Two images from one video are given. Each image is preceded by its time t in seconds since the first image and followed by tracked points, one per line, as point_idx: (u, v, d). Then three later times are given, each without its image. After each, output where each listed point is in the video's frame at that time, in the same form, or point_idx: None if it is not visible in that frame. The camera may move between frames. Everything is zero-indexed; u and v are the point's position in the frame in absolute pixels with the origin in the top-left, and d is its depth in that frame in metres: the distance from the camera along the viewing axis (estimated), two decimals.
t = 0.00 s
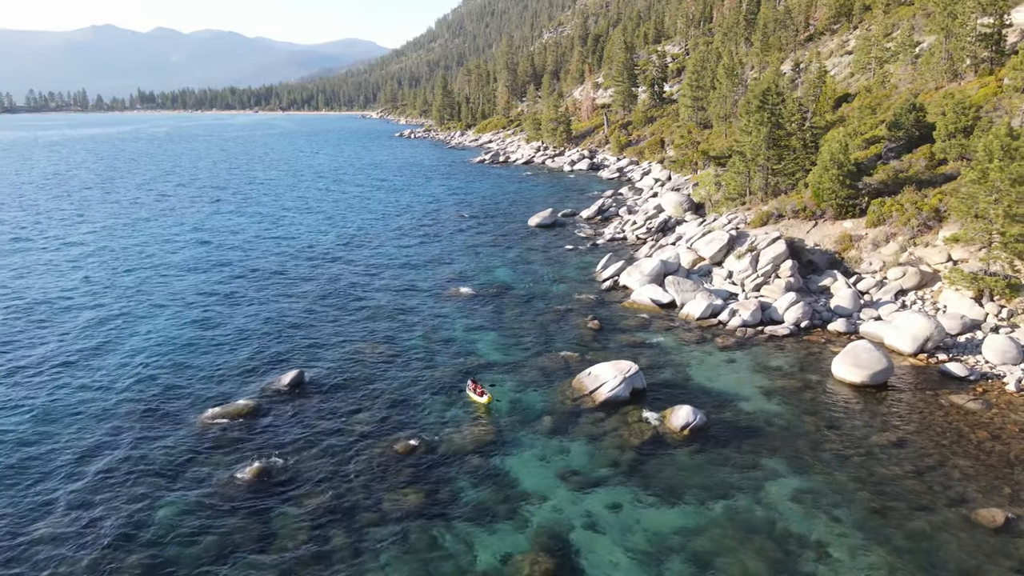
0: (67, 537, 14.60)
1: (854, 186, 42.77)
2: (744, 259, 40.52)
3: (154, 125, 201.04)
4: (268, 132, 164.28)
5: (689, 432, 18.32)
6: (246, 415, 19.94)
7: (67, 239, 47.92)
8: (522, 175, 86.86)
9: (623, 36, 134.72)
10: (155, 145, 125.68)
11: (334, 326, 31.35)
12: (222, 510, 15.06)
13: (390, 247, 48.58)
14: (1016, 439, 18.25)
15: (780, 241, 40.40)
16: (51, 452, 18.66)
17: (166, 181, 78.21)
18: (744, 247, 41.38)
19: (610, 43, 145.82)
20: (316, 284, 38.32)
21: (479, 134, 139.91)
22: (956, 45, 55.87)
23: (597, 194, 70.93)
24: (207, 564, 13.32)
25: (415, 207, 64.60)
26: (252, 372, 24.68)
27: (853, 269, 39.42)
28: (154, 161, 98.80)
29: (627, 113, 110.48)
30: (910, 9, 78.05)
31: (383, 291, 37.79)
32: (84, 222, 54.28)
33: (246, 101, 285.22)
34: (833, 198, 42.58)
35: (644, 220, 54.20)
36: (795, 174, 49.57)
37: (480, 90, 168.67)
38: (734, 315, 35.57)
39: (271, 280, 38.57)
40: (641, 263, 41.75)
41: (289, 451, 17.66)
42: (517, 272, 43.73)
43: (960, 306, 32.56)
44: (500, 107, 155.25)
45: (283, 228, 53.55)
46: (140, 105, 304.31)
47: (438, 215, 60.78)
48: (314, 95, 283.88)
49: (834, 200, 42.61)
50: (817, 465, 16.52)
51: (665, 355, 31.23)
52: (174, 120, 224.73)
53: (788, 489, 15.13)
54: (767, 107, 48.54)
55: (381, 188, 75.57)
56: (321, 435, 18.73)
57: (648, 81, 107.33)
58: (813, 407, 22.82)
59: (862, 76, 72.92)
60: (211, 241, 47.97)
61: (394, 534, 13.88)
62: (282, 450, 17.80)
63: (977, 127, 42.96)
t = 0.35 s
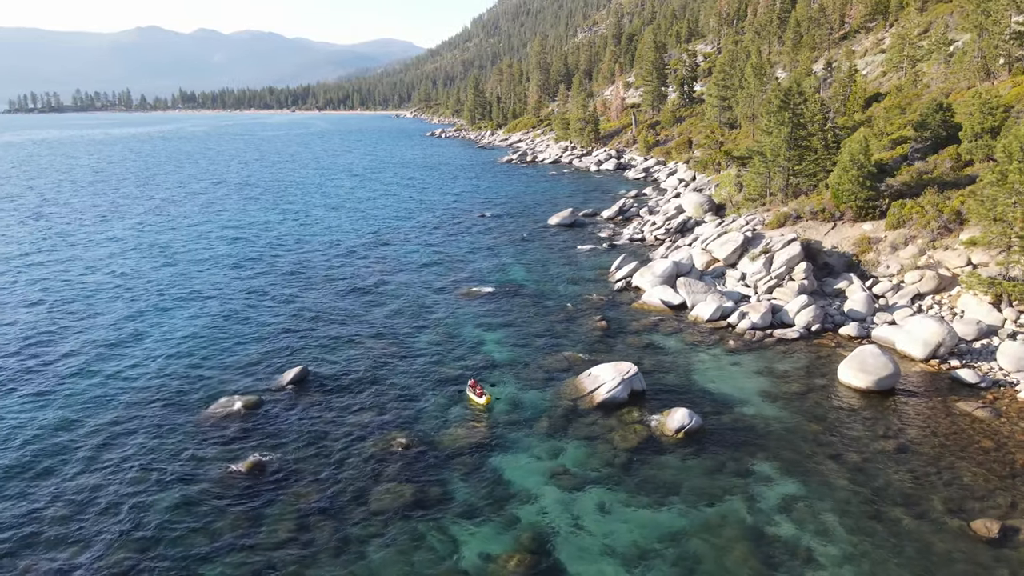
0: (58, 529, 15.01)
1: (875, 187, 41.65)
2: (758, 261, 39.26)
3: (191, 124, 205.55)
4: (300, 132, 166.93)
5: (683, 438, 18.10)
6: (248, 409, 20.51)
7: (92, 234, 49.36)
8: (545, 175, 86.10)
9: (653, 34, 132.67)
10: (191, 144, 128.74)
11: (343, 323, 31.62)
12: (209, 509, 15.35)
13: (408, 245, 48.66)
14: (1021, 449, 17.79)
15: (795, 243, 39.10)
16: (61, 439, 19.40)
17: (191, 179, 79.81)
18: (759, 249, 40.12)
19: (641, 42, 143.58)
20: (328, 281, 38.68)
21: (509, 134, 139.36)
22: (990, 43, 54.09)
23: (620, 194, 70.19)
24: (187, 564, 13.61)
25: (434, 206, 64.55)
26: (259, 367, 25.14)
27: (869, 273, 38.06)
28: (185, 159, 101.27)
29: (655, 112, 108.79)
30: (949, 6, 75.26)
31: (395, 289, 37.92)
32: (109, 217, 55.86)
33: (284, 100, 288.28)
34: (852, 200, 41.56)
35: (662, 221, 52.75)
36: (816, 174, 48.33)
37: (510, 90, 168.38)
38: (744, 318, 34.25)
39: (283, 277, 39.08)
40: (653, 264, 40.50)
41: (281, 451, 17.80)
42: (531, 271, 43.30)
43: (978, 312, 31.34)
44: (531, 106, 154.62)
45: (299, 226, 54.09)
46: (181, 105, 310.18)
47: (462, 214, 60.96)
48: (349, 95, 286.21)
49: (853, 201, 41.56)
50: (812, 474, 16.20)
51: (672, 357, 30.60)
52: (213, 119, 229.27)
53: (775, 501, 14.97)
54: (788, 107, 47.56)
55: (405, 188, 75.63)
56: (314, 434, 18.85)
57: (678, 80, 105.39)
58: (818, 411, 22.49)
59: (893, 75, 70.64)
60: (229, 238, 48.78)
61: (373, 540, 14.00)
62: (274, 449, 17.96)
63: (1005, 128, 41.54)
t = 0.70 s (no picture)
0: (58, 517, 15.66)
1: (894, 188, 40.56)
2: (771, 263, 38.70)
3: (225, 123, 209.95)
4: (331, 131, 169.28)
5: (676, 442, 17.98)
6: (249, 405, 20.93)
7: (113, 229, 50.76)
8: (568, 175, 85.76)
9: (683, 32, 130.84)
10: (226, 142, 131.80)
11: (350, 319, 31.99)
12: (202, 505, 15.78)
13: (425, 244, 48.92)
14: None
15: (810, 244, 38.41)
16: (71, 429, 20.12)
17: (215, 176, 81.48)
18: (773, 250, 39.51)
19: (671, 40, 141.52)
20: (339, 278, 39.08)
21: (536, 133, 139.40)
22: None
23: (643, 194, 69.69)
24: (175, 557, 14.05)
25: (453, 206, 64.70)
26: (265, 363, 25.60)
27: (886, 276, 37.18)
28: (214, 157, 103.46)
29: (683, 112, 107.31)
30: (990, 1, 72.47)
31: (407, 287, 38.15)
32: (134, 213, 57.43)
33: (319, 100, 291.29)
34: (871, 202, 40.50)
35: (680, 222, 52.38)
36: (835, 174, 47.21)
37: (537, 90, 167.80)
38: (754, 320, 33.82)
39: (295, 274, 39.60)
40: (666, 265, 40.13)
41: (277, 449, 18.17)
42: (543, 271, 43.27)
43: (995, 318, 30.51)
44: (560, 105, 154.15)
45: (315, 223, 54.66)
46: (218, 104, 316.42)
47: (482, 213, 61.10)
48: (382, 95, 288.19)
49: (871, 203, 40.51)
50: (804, 481, 16.02)
51: (679, 358, 30.38)
52: (248, 118, 233.94)
53: (759, 507, 14.83)
54: (807, 106, 46.67)
55: (427, 187, 75.84)
56: (312, 433, 19.15)
57: (706, 78, 103.83)
58: (821, 417, 22.15)
59: (925, 74, 68.70)
60: (245, 235, 49.53)
61: (355, 539, 14.23)
62: (271, 446, 18.31)
63: None
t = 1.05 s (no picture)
0: (58, 504, 16.38)
1: (917, 190, 39.40)
2: (786, 265, 38.04)
3: (263, 121, 214.67)
4: (364, 129, 171.94)
5: (668, 447, 17.86)
6: (254, 400, 21.41)
7: (136, 224, 52.28)
8: (595, 174, 85.41)
9: (718, 29, 128.44)
10: (260, 140, 134.86)
11: (361, 317, 32.35)
12: (192, 498, 16.25)
13: (444, 242, 49.18)
14: None
15: (826, 247, 37.62)
16: (83, 419, 20.95)
17: (241, 174, 83.22)
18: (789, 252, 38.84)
19: (705, 38, 139.21)
20: (353, 276, 39.52)
21: (567, 132, 139.01)
22: None
23: (668, 194, 69.06)
24: (162, 549, 14.57)
25: (475, 205, 64.85)
26: (273, 358, 26.13)
27: (904, 279, 36.29)
28: (244, 155, 105.85)
29: (714, 111, 105.63)
30: None
31: (420, 285, 38.42)
32: (160, 209, 59.10)
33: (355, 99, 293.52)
34: (893, 204, 39.42)
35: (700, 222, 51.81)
36: (858, 175, 46.03)
37: (571, 89, 167.44)
38: (765, 322, 33.23)
39: (310, 270, 40.17)
40: (680, 266, 39.65)
41: (273, 445, 18.57)
42: (558, 270, 43.29)
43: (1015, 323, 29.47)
44: (592, 103, 153.28)
45: (334, 221, 55.31)
46: (258, 105, 322.61)
47: (502, 212, 61.18)
48: (417, 95, 290.47)
49: (893, 205, 39.43)
50: (795, 489, 15.84)
51: (686, 360, 30.10)
52: (288, 117, 238.53)
53: (745, 514, 14.78)
54: (831, 106, 45.71)
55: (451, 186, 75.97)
56: (309, 430, 19.48)
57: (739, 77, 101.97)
58: (825, 423, 21.82)
59: (964, 73, 66.30)
60: (263, 231, 50.43)
61: (334, 539, 14.48)
62: (267, 443, 18.70)
63: None
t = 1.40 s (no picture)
0: (63, 490, 17.03)
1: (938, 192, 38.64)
2: (799, 267, 37.52)
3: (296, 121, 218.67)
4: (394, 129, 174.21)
5: (660, 451, 17.78)
6: (259, 395, 21.87)
7: (159, 220, 53.82)
8: (621, 175, 85.04)
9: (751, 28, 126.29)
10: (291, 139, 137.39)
11: (371, 314, 32.69)
12: (191, 489, 16.75)
13: (463, 242, 49.47)
14: None
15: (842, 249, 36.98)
16: (97, 408, 21.75)
17: (266, 172, 84.84)
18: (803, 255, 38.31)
19: (737, 36, 136.93)
20: (367, 273, 39.99)
21: (597, 132, 138.61)
22: None
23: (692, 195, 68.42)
24: (153, 537, 15.06)
25: (496, 204, 64.99)
26: (282, 353, 26.62)
27: (921, 283, 35.53)
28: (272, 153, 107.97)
29: (744, 110, 104.03)
30: None
31: (434, 284, 38.69)
32: (184, 205, 60.71)
33: (388, 99, 296.14)
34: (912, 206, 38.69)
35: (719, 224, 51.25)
36: (880, 176, 45.08)
37: (602, 90, 166.89)
38: (774, 325, 32.78)
39: (324, 267, 40.76)
40: (693, 267, 39.33)
41: (272, 440, 18.96)
42: (572, 270, 43.31)
43: None
44: (622, 103, 152.27)
45: (352, 219, 55.94)
46: (293, 105, 329.06)
47: (521, 211, 61.27)
48: (450, 94, 291.85)
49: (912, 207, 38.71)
50: (784, 495, 15.73)
51: (693, 362, 29.96)
52: (320, 116, 242.69)
53: (732, 518, 14.80)
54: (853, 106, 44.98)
55: (472, 185, 76.10)
56: (311, 426, 19.86)
57: (770, 76, 100.22)
58: (828, 428, 21.58)
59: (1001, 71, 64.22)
60: (281, 228, 51.32)
61: (321, 533, 14.79)
62: (265, 438, 19.08)
63: None
